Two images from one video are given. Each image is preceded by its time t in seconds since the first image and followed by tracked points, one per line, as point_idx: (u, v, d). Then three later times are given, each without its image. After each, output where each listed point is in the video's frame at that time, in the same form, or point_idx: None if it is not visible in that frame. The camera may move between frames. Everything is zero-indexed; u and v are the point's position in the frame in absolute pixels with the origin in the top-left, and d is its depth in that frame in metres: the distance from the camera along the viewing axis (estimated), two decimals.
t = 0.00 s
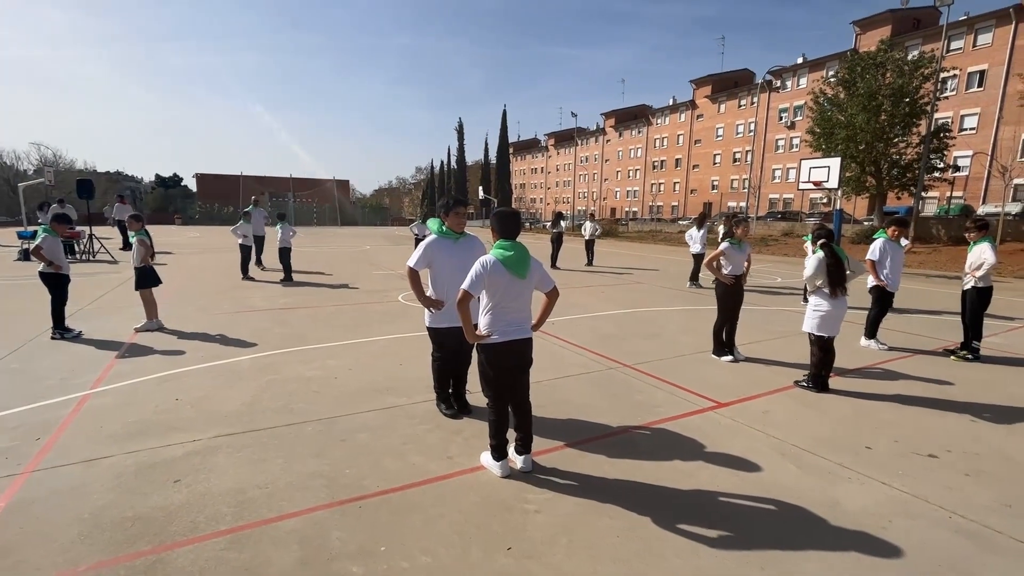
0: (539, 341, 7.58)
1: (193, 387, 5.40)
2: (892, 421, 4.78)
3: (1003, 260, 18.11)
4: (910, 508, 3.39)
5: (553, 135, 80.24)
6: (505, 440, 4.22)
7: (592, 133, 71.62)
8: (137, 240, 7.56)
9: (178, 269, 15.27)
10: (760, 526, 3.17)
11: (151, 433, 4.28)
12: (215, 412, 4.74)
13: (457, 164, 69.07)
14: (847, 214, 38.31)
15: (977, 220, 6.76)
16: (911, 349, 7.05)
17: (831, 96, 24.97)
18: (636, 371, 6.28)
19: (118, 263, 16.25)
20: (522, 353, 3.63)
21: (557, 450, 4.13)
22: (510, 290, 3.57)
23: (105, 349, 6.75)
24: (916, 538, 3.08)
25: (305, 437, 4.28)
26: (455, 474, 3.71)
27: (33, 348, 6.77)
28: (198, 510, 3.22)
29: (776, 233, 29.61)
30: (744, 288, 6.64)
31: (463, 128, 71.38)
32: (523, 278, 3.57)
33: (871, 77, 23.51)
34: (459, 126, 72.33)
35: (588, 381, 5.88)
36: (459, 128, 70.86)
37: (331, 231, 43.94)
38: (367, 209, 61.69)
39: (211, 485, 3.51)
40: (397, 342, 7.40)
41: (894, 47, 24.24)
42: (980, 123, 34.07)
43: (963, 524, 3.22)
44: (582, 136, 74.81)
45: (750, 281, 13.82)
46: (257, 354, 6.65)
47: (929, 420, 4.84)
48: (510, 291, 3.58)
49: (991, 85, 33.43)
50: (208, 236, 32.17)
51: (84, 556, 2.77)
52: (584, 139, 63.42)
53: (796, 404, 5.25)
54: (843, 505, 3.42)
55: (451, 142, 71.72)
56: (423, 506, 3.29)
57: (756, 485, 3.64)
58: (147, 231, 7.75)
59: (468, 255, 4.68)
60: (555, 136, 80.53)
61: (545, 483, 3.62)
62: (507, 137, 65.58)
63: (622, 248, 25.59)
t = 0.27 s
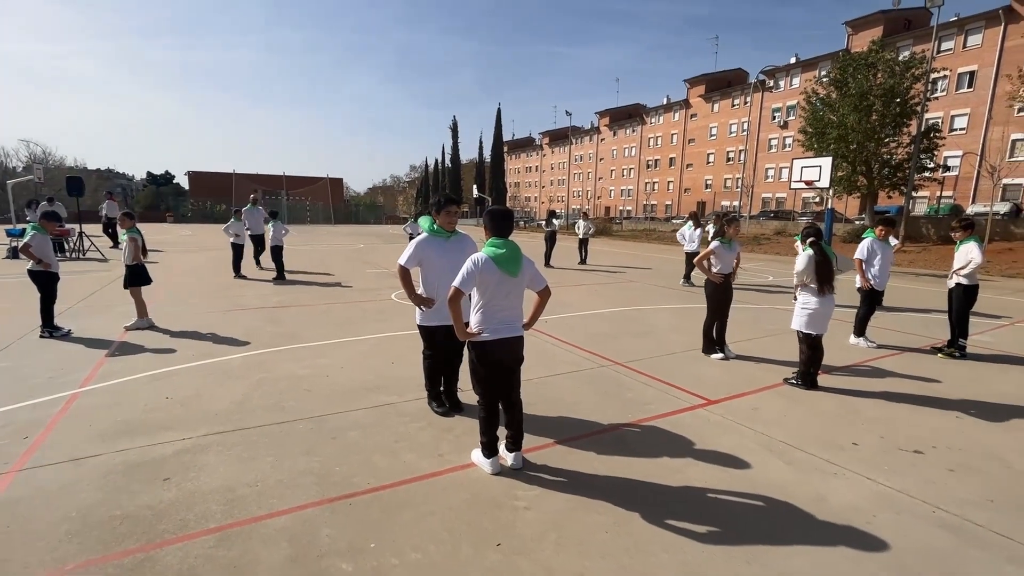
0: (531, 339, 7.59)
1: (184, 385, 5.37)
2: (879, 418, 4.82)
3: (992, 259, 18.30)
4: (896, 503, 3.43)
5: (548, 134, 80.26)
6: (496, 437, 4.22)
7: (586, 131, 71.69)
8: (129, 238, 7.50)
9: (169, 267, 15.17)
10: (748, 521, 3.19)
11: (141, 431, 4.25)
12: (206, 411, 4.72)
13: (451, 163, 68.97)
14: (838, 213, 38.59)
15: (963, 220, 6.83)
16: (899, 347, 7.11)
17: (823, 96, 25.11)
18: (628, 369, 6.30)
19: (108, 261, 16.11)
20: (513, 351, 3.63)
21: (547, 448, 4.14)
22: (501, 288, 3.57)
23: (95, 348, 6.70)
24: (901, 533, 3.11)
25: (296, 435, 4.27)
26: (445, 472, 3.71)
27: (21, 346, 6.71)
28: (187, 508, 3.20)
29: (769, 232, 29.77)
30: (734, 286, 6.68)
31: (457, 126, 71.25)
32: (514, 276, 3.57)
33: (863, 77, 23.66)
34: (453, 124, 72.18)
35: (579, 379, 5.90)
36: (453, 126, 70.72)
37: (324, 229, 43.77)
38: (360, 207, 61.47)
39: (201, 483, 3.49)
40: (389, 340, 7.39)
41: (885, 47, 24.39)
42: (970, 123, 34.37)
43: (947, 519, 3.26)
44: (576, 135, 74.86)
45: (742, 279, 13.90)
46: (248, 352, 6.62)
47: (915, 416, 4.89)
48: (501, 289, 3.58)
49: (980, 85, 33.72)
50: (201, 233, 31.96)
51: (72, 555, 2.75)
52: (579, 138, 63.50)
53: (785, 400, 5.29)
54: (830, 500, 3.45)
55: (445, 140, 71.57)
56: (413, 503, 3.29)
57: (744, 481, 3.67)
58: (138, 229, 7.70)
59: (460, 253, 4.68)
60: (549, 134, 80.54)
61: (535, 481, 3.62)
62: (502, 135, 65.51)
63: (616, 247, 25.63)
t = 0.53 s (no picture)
0: (523, 338, 7.60)
1: (176, 384, 5.34)
2: (867, 416, 4.87)
3: (980, 258, 18.48)
4: (883, 498, 3.47)
5: (542, 133, 80.27)
6: (488, 435, 4.23)
7: (580, 131, 71.77)
8: (121, 238, 7.45)
9: (160, 266, 15.05)
10: (738, 517, 3.21)
11: (132, 431, 4.22)
12: (197, 410, 4.69)
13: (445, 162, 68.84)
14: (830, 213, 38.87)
15: (949, 221, 6.91)
16: (888, 345, 7.17)
17: (815, 97, 25.26)
18: (620, 367, 6.32)
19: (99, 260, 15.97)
20: (504, 350, 3.63)
21: (539, 446, 4.15)
22: (492, 287, 3.58)
23: (86, 347, 6.64)
24: (888, 528, 3.15)
25: (288, 434, 4.26)
26: (437, 470, 3.70)
27: (11, 346, 6.64)
28: (179, 507, 3.19)
29: (762, 231, 29.91)
30: (723, 285, 6.72)
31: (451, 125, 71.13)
32: (506, 275, 3.58)
33: (854, 78, 23.81)
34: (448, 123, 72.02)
35: (570, 377, 5.92)
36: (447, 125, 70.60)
37: (318, 229, 43.58)
38: (354, 206, 61.26)
39: (192, 482, 3.47)
40: (382, 339, 7.38)
41: (876, 48, 24.56)
42: (959, 124, 34.69)
43: (932, 514, 3.30)
44: (570, 134, 74.91)
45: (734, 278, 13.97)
46: (241, 352, 6.59)
47: (902, 413, 4.94)
48: (492, 288, 3.58)
49: (970, 86, 34.03)
50: (193, 232, 31.74)
51: (61, 554, 2.73)
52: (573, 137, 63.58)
53: (776, 398, 5.32)
54: (819, 496, 3.48)
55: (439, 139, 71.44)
56: (404, 501, 3.29)
57: (734, 478, 3.69)
58: (131, 228, 7.65)
59: (453, 253, 4.68)
60: (544, 134, 80.55)
61: (527, 478, 3.63)
62: (496, 134, 65.43)
63: (610, 246, 25.67)
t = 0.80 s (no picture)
0: (517, 337, 7.61)
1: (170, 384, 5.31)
2: (859, 413, 4.90)
3: (970, 258, 18.65)
4: (875, 494, 3.50)
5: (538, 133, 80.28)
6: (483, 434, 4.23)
7: (575, 131, 71.86)
8: (113, 236, 7.38)
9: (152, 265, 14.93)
10: (731, 514, 3.24)
11: (125, 431, 4.19)
12: (191, 409, 4.67)
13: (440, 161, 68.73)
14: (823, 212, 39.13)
15: (938, 221, 6.99)
16: (879, 344, 7.23)
17: (808, 97, 25.40)
18: (614, 366, 6.34)
19: (91, 259, 15.84)
20: (499, 349, 3.64)
21: (534, 444, 4.16)
22: (486, 286, 3.58)
23: (77, 347, 6.58)
24: (879, 524, 3.17)
25: (283, 433, 4.24)
26: (432, 469, 3.70)
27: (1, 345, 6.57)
28: (173, 506, 3.17)
29: (755, 231, 30.05)
30: (716, 284, 6.76)
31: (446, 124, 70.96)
32: (500, 274, 3.58)
33: (847, 78, 23.94)
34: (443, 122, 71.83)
35: (565, 376, 5.94)
36: (442, 124, 70.45)
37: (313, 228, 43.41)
38: (349, 205, 61.03)
39: (187, 482, 3.46)
40: (377, 338, 7.36)
41: (869, 49, 24.72)
42: (950, 125, 34.98)
43: (922, 510, 3.33)
44: (565, 134, 74.96)
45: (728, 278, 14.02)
46: (235, 351, 6.56)
47: (894, 411, 4.98)
48: (486, 287, 3.59)
49: (961, 87, 34.32)
50: (186, 231, 31.50)
51: (53, 554, 2.71)
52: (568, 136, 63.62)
53: (769, 396, 5.36)
54: (812, 492, 3.50)
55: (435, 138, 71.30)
56: (400, 499, 3.29)
57: (728, 475, 3.71)
58: (123, 227, 7.57)
59: (449, 252, 4.67)
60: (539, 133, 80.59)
61: (522, 476, 3.63)
62: (491, 134, 65.37)
63: (605, 246, 25.71)
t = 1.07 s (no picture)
0: (514, 337, 7.61)
1: (165, 384, 5.29)
2: (854, 412, 4.93)
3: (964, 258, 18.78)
4: (871, 492, 3.52)
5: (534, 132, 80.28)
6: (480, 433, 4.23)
7: (572, 130, 71.90)
8: (107, 235, 7.33)
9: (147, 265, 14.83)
10: (728, 512, 3.25)
11: (120, 431, 4.17)
12: (188, 409, 4.65)
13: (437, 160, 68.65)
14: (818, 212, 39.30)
15: (930, 223, 7.06)
16: (874, 343, 7.28)
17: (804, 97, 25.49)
18: (612, 365, 6.35)
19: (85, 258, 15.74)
20: (496, 348, 3.64)
21: (532, 443, 4.16)
22: (484, 285, 3.57)
23: (72, 347, 6.54)
24: (875, 521, 3.19)
25: (280, 432, 4.23)
26: (429, 468, 3.70)
27: None
28: (170, 506, 3.16)
29: (751, 231, 30.15)
30: (712, 283, 6.78)
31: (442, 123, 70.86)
32: (498, 274, 3.58)
33: (842, 79, 24.05)
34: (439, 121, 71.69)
35: (562, 375, 5.95)
36: (439, 124, 70.34)
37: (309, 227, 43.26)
38: (345, 205, 60.89)
39: (184, 482, 3.44)
40: (374, 338, 7.35)
41: (864, 50, 24.83)
42: (944, 125, 35.19)
43: (917, 508, 3.35)
44: (562, 133, 74.99)
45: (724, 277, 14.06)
46: (231, 351, 6.54)
47: (888, 409, 5.01)
48: (483, 287, 3.59)
49: (954, 88, 34.53)
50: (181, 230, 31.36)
51: (49, 555, 2.69)
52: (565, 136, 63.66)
53: (765, 395, 5.39)
54: (809, 490, 3.52)
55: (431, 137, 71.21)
56: (397, 498, 3.29)
57: (724, 474, 3.72)
58: (117, 227, 7.52)
59: (446, 251, 4.67)
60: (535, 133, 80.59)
61: (520, 475, 3.64)
62: (487, 133, 65.31)
63: (602, 245, 25.75)
